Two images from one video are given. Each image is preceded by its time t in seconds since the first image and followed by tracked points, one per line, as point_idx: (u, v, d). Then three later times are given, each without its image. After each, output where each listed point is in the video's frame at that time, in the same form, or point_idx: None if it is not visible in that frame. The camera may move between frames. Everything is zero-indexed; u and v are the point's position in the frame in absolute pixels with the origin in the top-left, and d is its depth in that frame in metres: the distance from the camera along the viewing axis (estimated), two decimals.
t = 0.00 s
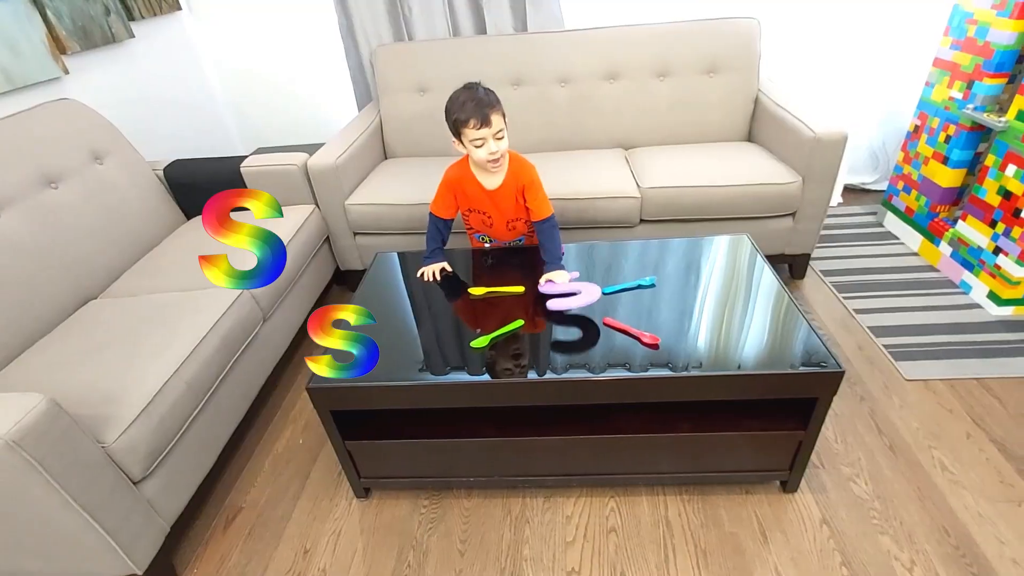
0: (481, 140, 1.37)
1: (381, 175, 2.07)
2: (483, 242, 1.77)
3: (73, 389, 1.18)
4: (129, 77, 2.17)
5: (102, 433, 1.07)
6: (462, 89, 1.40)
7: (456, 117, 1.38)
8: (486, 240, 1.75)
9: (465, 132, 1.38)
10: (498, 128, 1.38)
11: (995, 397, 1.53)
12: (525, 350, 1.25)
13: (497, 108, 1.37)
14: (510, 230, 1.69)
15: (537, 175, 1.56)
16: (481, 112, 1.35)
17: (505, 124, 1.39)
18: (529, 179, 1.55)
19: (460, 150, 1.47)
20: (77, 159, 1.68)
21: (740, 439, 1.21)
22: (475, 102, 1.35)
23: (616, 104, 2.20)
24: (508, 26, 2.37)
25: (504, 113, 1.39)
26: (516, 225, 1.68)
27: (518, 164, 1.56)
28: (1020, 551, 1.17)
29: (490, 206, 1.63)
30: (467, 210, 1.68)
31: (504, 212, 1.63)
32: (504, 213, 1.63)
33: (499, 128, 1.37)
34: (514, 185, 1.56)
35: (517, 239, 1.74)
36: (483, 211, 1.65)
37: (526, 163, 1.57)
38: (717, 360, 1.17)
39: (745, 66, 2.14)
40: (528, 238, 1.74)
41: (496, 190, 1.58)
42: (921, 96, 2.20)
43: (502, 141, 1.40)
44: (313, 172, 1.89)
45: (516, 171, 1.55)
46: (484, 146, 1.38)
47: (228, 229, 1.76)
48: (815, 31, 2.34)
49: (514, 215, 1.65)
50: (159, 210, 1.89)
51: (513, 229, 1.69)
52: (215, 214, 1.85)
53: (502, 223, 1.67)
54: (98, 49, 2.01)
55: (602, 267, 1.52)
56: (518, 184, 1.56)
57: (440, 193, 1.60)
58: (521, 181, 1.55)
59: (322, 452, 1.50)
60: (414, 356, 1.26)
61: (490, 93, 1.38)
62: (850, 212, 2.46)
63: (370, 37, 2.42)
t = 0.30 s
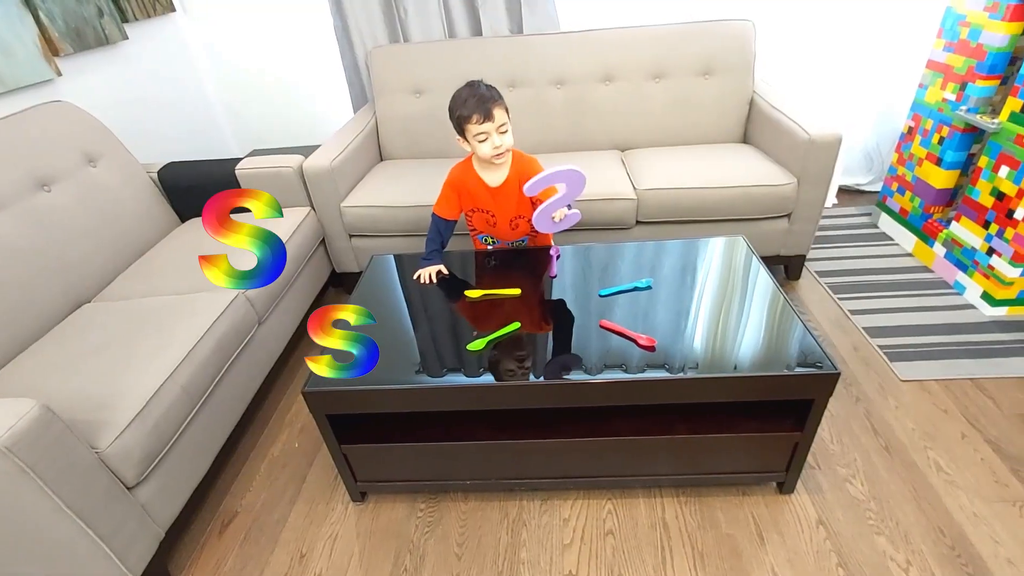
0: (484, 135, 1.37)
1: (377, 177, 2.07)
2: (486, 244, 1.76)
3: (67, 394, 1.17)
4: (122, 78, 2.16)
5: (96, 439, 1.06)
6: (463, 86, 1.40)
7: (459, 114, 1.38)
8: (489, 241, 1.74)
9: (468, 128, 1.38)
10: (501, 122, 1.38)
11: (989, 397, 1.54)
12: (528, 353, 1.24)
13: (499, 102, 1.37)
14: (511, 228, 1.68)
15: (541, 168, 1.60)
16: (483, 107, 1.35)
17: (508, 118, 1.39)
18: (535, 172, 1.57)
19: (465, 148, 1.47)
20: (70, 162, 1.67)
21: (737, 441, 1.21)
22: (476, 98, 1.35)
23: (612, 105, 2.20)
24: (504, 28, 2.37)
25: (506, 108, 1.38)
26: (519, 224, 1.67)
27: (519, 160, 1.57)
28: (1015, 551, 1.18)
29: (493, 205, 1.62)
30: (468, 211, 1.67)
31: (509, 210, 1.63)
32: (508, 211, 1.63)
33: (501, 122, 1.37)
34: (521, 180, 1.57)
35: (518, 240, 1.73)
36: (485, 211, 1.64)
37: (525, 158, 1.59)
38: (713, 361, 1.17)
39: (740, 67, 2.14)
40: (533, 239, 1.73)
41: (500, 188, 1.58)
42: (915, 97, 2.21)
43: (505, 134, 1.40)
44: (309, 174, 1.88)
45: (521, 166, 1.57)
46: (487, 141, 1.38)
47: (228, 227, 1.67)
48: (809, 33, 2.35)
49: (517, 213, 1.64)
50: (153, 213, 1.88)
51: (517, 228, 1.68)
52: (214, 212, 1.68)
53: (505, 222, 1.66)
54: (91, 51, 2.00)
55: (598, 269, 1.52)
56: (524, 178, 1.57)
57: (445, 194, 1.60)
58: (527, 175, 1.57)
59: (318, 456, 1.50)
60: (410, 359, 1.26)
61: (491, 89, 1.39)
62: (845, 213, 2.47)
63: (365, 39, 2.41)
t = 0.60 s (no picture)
0: (498, 132, 1.37)
1: (373, 179, 2.06)
2: (485, 242, 1.75)
3: (60, 398, 1.16)
4: (115, 80, 2.14)
5: (88, 443, 1.05)
6: (484, 79, 1.39)
7: (476, 107, 1.38)
8: (490, 239, 1.73)
9: (484, 122, 1.38)
10: (517, 121, 1.37)
11: (982, 397, 1.54)
12: (536, 348, 1.26)
13: (517, 100, 1.35)
14: (512, 228, 1.69)
15: (552, 171, 1.58)
16: (500, 104, 1.34)
17: (524, 118, 1.37)
18: (546, 175, 1.57)
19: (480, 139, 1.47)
20: (62, 163, 1.66)
21: (733, 442, 1.21)
22: (495, 93, 1.34)
23: (607, 107, 2.21)
24: (500, 29, 2.37)
25: (524, 107, 1.37)
26: (522, 223, 1.67)
27: (534, 159, 1.57)
28: (1009, 550, 1.18)
29: (499, 200, 1.62)
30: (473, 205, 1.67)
31: (514, 207, 1.63)
32: (512, 208, 1.63)
33: (516, 121, 1.36)
34: (531, 179, 1.57)
35: (518, 242, 1.72)
36: (491, 205, 1.64)
37: (540, 159, 1.58)
38: (709, 362, 1.17)
39: (735, 69, 2.15)
40: (533, 241, 1.71)
41: (508, 184, 1.58)
42: (909, 99, 2.22)
43: (519, 133, 1.39)
44: (303, 174, 1.87)
45: (532, 166, 1.56)
46: (500, 137, 1.38)
47: (228, 228, 1.72)
48: (804, 35, 2.36)
49: (520, 212, 1.64)
50: (147, 215, 1.87)
51: (519, 227, 1.68)
52: (214, 214, 1.76)
53: (508, 219, 1.66)
54: (84, 52, 1.99)
55: (594, 270, 1.52)
56: (534, 179, 1.57)
57: (458, 186, 1.62)
58: (537, 176, 1.56)
59: (313, 458, 1.49)
60: (406, 361, 1.25)
61: (512, 86, 1.37)
62: (840, 214, 2.48)
63: (361, 39, 2.41)
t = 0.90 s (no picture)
0: (503, 140, 1.36)
1: (371, 179, 2.06)
2: (484, 244, 1.75)
3: (57, 398, 1.15)
4: (113, 80, 2.14)
5: (85, 444, 1.05)
6: (499, 84, 1.38)
7: (485, 112, 1.37)
8: (489, 240, 1.73)
9: (491, 127, 1.37)
10: (523, 132, 1.36)
11: (979, 397, 1.55)
12: (538, 350, 1.25)
13: (528, 112, 1.34)
14: (513, 232, 1.69)
15: (556, 183, 1.56)
16: (510, 113, 1.33)
17: (531, 129, 1.36)
18: (549, 186, 1.55)
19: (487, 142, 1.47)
20: (59, 163, 1.66)
21: (731, 443, 1.21)
22: (507, 102, 1.33)
23: (606, 108, 2.21)
24: (499, 30, 2.38)
25: (533, 119, 1.36)
26: (521, 228, 1.67)
27: (541, 168, 1.56)
28: (1006, 550, 1.19)
29: (501, 202, 1.62)
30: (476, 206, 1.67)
31: (516, 211, 1.63)
32: (514, 212, 1.63)
33: (522, 132, 1.36)
34: (534, 187, 1.55)
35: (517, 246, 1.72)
36: (494, 207, 1.64)
37: (548, 169, 1.57)
38: (707, 362, 1.17)
39: (734, 70, 2.15)
40: (533, 245, 1.71)
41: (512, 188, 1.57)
42: (906, 100, 2.23)
43: (525, 144, 1.38)
44: (302, 175, 1.87)
45: (537, 175, 1.55)
46: (504, 145, 1.38)
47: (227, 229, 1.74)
48: (802, 36, 2.36)
49: (522, 218, 1.64)
50: (144, 215, 1.87)
51: (518, 231, 1.68)
52: (214, 214, 1.82)
53: (508, 222, 1.66)
54: (81, 52, 1.98)
55: (593, 271, 1.53)
56: (537, 188, 1.55)
57: (462, 185, 1.63)
58: (540, 186, 1.55)
59: (312, 459, 1.49)
60: (404, 361, 1.25)
61: (525, 95, 1.36)
62: (838, 215, 2.49)
63: (359, 40, 2.40)
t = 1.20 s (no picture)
0: (501, 154, 1.36)
1: (370, 179, 2.06)
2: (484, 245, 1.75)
3: (54, 398, 1.15)
4: (111, 79, 2.13)
5: (83, 445, 1.05)
6: (497, 94, 1.36)
7: (483, 124, 1.36)
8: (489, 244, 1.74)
9: (489, 139, 1.37)
10: (521, 146, 1.36)
11: (978, 398, 1.55)
12: (536, 352, 1.25)
13: (526, 127, 1.33)
14: (516, 238, 1.68)
15: (559, 185, 1.56)
16: (508, 128, 1.32)
17: (529, 143, 1.36)
18: (553, 189, 1.54)
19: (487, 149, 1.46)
20: (57, 163, 1.65)
21: (730, 443, 1.21)
22: (505, 116, 1.32)
23: (605, 109, 2.21)
24: (498, 30, 2.37)
25: (531, 133, 1.35)
26: (524, 233, 1.66)
27: (544, 171, 1.55)
28: (1004, 551, 1.19)
29: (504, 209, 1.61)
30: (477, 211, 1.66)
31: (519, 217, 1.63)
32: (518, 218, 1.62)
33: (520, 147, 1.35)
34: (537, 191, 1.54)
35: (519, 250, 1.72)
36: (497, 213, 1.63)
37: (550, 172, 1.57)
38: (706, 363, 1.17)
39: (732, 71, 2.15)
40: (533, 249, 1.71)
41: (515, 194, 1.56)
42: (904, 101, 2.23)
43: (522, 158, 1.38)
44: (302, 176, 1.86)
45: (540, 178, 1.54)
46: (502, 157, 1.38)
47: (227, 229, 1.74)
48: (801, 37, 2.36)
49: (525, 223, 1.64)
50: (142, 215, 1.86)
51: (522, 237, 1.68)
52: (214, 214, 1.82)
53: (511, 228, 1.66)
54: (79, 51, 1.98)
55: (592, 271, 1.53)
56: (540, 191, 1.54)
57: (462, 193, 1.60)
58: (544, 189, 1.54)
59: (310, 460, 1.49)
60: (402, 362, 1.25)
61: (524, 108, 1.34)
62: (837, 215, 2.49)
63: (358, 40, 2.40)
